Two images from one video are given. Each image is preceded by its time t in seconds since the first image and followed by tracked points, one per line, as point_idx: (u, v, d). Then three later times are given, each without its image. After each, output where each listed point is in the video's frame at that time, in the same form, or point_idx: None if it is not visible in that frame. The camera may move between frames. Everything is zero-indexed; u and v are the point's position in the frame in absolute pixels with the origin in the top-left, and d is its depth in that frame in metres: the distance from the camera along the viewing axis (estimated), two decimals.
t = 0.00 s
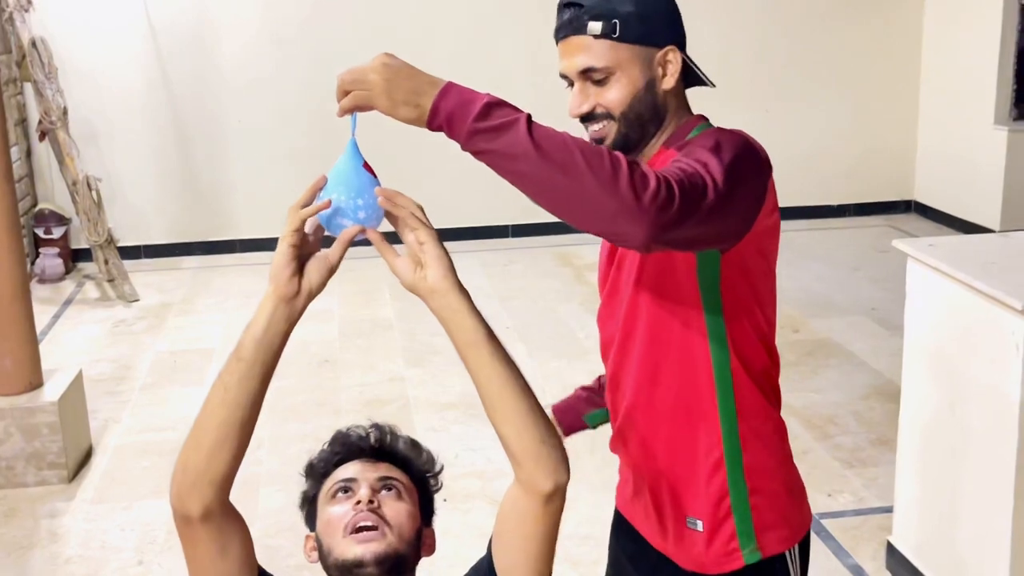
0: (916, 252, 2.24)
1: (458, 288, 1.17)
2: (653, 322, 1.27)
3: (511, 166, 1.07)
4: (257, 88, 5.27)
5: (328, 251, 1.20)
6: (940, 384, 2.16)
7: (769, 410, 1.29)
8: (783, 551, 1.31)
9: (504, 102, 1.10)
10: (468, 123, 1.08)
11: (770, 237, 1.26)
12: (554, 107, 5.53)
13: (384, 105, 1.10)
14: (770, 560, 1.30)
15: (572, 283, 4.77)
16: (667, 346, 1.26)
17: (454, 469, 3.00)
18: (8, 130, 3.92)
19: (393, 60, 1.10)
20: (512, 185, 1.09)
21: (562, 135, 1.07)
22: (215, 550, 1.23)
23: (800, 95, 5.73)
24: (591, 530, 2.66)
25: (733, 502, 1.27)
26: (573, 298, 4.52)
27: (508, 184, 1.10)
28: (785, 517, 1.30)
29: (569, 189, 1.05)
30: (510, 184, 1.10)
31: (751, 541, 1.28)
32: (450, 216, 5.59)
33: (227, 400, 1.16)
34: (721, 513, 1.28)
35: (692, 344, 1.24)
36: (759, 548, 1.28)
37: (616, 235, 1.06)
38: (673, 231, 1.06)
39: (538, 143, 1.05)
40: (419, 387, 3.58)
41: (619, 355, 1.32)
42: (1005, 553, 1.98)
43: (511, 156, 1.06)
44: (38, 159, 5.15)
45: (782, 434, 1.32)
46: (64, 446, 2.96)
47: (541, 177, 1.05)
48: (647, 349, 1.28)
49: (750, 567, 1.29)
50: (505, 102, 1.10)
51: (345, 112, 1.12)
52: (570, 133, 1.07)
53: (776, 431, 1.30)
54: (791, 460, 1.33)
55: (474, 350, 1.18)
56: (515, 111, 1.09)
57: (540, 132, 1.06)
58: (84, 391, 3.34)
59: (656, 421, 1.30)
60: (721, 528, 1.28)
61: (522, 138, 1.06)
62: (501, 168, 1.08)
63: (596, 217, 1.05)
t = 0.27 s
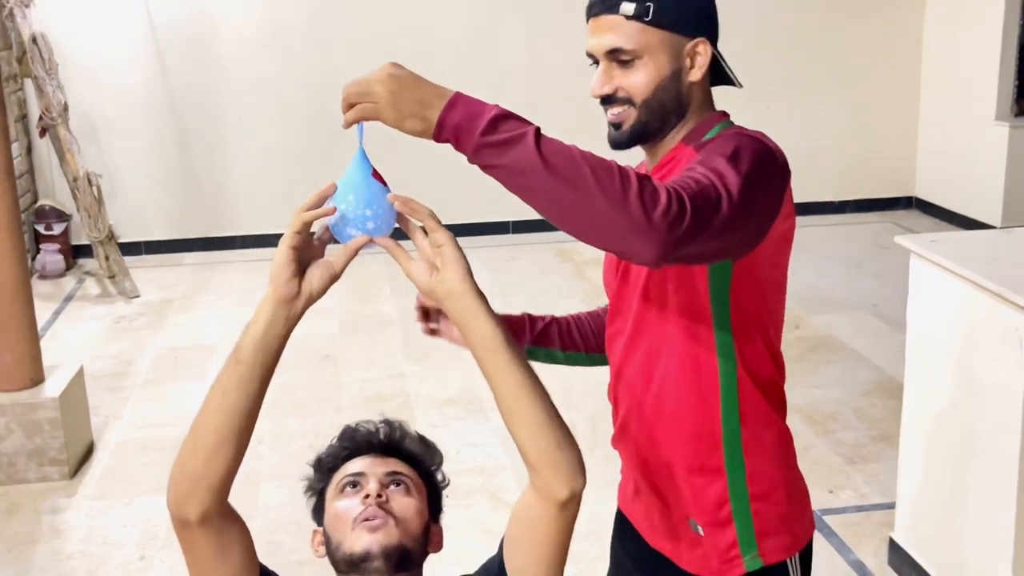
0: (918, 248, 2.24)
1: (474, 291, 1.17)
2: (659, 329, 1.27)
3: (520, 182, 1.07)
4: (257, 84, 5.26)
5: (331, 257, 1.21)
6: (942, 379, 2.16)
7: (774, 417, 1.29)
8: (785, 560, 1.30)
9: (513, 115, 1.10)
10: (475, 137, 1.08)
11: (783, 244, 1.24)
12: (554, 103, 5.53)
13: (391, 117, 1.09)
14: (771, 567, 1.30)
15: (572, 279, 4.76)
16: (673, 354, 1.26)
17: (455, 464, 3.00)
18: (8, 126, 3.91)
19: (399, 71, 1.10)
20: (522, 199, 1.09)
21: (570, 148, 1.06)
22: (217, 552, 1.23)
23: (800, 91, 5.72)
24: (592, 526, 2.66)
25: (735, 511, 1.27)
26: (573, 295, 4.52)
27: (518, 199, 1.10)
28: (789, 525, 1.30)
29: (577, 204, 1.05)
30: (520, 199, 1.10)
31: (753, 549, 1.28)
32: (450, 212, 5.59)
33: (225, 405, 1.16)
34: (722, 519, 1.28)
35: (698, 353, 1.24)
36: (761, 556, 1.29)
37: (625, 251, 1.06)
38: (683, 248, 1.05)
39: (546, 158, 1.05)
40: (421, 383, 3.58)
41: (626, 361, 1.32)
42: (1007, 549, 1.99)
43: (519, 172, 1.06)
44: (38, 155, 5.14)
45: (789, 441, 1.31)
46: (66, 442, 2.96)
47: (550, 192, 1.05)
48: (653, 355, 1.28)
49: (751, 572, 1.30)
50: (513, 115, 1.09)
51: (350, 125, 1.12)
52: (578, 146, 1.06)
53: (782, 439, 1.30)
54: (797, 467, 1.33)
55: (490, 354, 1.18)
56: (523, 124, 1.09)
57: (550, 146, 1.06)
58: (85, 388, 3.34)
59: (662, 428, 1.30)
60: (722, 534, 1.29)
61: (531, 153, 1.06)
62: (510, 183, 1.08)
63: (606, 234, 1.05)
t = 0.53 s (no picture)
0: (920, 245, 2.24)
1: (472, 294, 1.17)
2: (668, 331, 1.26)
3: (524, 186, 1.06)
4: (257, 82, 5.26)
5: (331, 260, 1.21)
6: (943, 377, 2.16)
7: (782, 425, 1.29)
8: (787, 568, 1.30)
9: (519, 117, 1.09)
10: (480, 139, 1.07)
11: (798, 252, 1.24)
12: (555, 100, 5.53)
13: (395, 119, 1.10)
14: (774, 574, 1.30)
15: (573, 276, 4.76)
16: (682, 357, 1.26)
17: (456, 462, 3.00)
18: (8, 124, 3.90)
19: (404, 72, 1.09)
20: (527, 202, 1.08)
21: (575, 152, 1.06)
22: (219, 554, 1.22)
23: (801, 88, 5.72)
24: (593, 524, 2.66)
25: (739, 517, 1.27)
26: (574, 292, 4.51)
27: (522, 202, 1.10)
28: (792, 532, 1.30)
29: (582, 209, 1.05)
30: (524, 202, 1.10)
31: (755, 556, 1.28)
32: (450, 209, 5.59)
33: (226, 407, 1.16)
34: (726, 525, 1.28)
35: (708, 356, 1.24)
36: (763, 563, 1.28)
37: (630, 257, 1.05)
38: (688, 256, 1.05)
39: (551, 162, 1.05)
40: (421, 381, 3.57)
41: (635, 363, 1.32)
42: (1009, 547, 1.99)
43: (524, 176, 1.06)
44: (38, 152, 5.14)
45: (794, 449, 1.31)
46: (67, 440, 2.95)
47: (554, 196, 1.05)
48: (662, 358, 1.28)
49: None
50: (519, 117, 1.09)
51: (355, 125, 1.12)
52: (583, 150, 1.06)
53: (789, 447, 1.30)
54: (802, 475, 1.33)
55: (490, 358, 1.18)
56: (528, 127, 1.09)
57: (555, 150, 1.06)
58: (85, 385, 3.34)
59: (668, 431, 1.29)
60: (724, 540, 1.29)
61: (535, 156, 1.05)
62: (515, 186, 1.07)
63: (610, 239, 1.05)
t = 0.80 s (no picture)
0: (918, 245, 2.24)
1: (469, 294, 1.17)
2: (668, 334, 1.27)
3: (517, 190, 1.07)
4: (256, 81, 5.26)
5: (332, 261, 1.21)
6: (941, 377, 2.16)
7: (783, 430, 1.29)
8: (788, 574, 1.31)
9: (513, 121, 1.09)
10: (474, 143, 1.08)
11: (805, 258, 1.24)
12: (554, 99, 5.53)
13: (389, 122, 1.10)
14: None
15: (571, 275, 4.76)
16: (683, 360, 1.26)
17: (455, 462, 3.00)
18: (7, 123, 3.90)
19: (400, 75, 1.09)
20: (520, 207, 1.09)
21: (569, 157, 1.06)
22: (219, 555, 1.23)
23: (800, 87, 5.72)
24: (592, 524, 2.66)
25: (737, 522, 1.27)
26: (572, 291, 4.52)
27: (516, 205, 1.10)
28: (791, 538, 1.30)
29: (575, 214, 1.05)
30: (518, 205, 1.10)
31: (752, 560, 1.28)
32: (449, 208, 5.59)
33: (226, 407, 1.16)
34: (723, 528, 1.28)
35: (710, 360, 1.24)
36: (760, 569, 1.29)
37: (622, 261, 1.05)
38: (681, 261, 1.05)
39: (544, 168, 1.05)
40: (421, 380, 3.57)
41: (636, 365, 1.32)
42: (1007, 546, 1.99)
43: (518, 180, 1.06)
44: (37, 151, 5.14)
45: (794, 454, 1.32)
46: (66, 440, 2.96)
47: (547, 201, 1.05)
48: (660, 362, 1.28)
49: None
50: (513, 120, 1.09)
51: (350, 128, 1.12)
52: (577, 155, 1.06)
53: (788, 452, 1.30)
54: (801, 482, 1.33)
55: (488, 357, 1.18)
56: (523, 130, 1.09)
57: (548, 154, 1.06)
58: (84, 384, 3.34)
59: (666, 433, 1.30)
60: (721, 544, 1.29)
61: (528, 161, 1.05)
62: (508, 190, 1.08)
63: (602, 243, 1.05)
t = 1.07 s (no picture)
0: (917, 246, 2.24)
1: (475, 298, 1.17)
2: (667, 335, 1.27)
3: (515, 195, 1.07)
4: (254, 80, 5.26)
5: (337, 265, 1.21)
6: (940, 378, 2.16)
7: (784, 429, 1.29)
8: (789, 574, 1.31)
9: (511, 125, 1.10)
10: (472, 147, 1.08)
11: (807, 258, 1.24)
12: (552, 99, 5.53)
13: (387, 127, 1.09)
14: None
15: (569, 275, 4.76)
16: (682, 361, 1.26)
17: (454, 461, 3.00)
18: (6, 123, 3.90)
19: (398, 80, 1.10)
20: (519, 211, 1.09)
21: (567, 161, 1.06)
22: (219, 556, 1.23)
23: (799, 87, 5.72)
24: (591, 524, 2.66)
25: (737, 522, 1.28)
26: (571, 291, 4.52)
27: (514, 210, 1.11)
28: (792, 537, 1.30)
29: (573, 219, 1.05)
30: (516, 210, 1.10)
31: (753, 560, 1.29)
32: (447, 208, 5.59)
33: (229, 409, 1.16)
34: (723, 528, 1.29)
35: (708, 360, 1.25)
36: (760, 568, 1.29)
37: (620, 265, 1.06)
38: (679, 266, 1.05)
39: (542, 172, 1.05)
40: (420, 380, 3.58)
41: (636, 366, 1.33)
42: (1005, 546, 1.99)
43: (516, 185, 1.06)
44: (36, 151, 5.14)
45: (795, 454, 1.32)
46: (64, 439, 2.96)
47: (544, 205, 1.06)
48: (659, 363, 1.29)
49: None
50: (511, 125, 1.09)
51: (349, 133, 1.12)
52: (575, 159, 1.06)
53: (789, 452, 1.30)
54: (803, 482, 1.33)
55: (492, 363, 1.18)
56: (521, 135, 1.09)
57: (546, 158, 1.06)
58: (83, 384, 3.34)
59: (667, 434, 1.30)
60: (722, 543, 1.29)
61: (526, 165, 1.06)
62: (505, 194, 1.08)
63: (599, 248, 1.05)
